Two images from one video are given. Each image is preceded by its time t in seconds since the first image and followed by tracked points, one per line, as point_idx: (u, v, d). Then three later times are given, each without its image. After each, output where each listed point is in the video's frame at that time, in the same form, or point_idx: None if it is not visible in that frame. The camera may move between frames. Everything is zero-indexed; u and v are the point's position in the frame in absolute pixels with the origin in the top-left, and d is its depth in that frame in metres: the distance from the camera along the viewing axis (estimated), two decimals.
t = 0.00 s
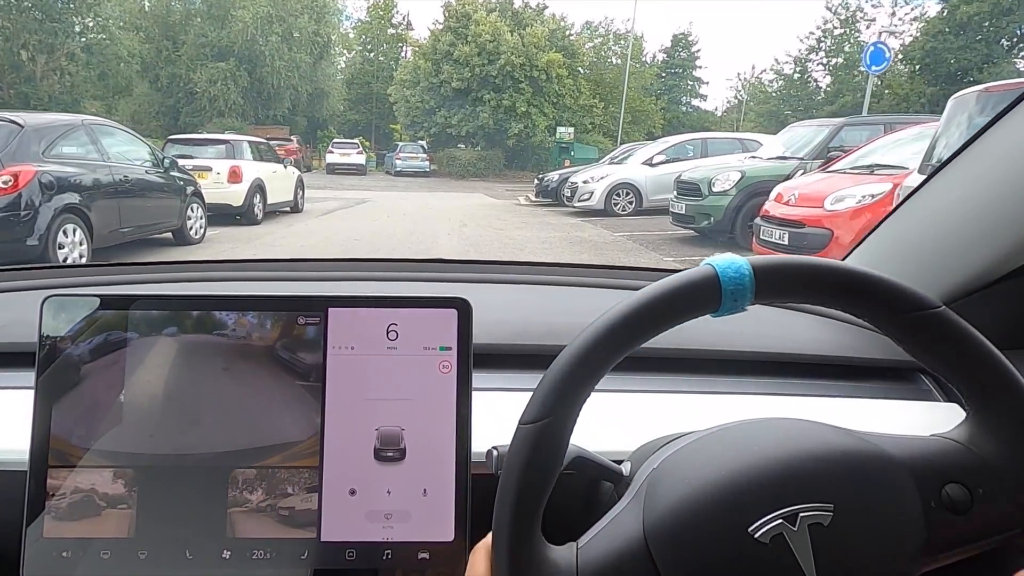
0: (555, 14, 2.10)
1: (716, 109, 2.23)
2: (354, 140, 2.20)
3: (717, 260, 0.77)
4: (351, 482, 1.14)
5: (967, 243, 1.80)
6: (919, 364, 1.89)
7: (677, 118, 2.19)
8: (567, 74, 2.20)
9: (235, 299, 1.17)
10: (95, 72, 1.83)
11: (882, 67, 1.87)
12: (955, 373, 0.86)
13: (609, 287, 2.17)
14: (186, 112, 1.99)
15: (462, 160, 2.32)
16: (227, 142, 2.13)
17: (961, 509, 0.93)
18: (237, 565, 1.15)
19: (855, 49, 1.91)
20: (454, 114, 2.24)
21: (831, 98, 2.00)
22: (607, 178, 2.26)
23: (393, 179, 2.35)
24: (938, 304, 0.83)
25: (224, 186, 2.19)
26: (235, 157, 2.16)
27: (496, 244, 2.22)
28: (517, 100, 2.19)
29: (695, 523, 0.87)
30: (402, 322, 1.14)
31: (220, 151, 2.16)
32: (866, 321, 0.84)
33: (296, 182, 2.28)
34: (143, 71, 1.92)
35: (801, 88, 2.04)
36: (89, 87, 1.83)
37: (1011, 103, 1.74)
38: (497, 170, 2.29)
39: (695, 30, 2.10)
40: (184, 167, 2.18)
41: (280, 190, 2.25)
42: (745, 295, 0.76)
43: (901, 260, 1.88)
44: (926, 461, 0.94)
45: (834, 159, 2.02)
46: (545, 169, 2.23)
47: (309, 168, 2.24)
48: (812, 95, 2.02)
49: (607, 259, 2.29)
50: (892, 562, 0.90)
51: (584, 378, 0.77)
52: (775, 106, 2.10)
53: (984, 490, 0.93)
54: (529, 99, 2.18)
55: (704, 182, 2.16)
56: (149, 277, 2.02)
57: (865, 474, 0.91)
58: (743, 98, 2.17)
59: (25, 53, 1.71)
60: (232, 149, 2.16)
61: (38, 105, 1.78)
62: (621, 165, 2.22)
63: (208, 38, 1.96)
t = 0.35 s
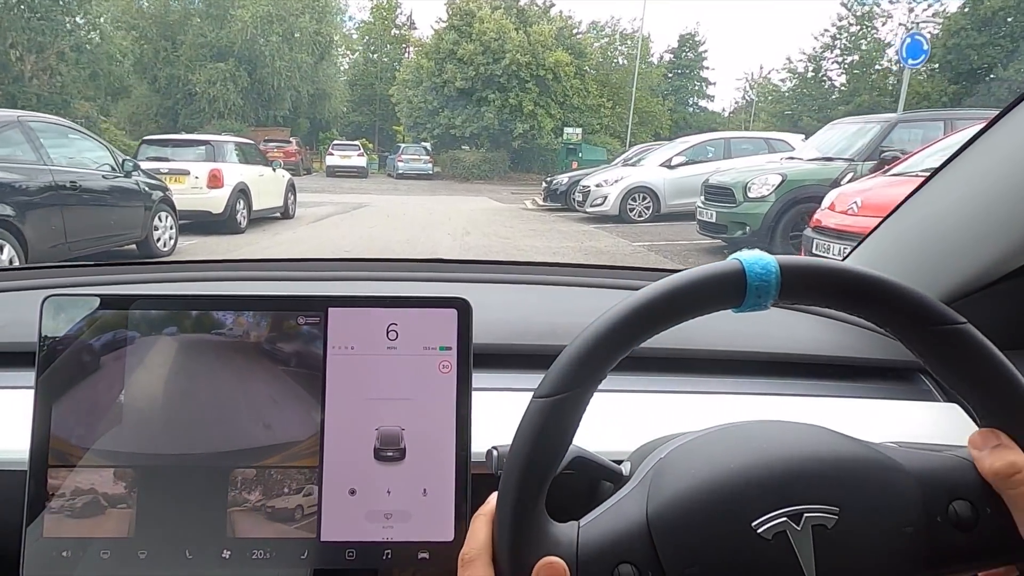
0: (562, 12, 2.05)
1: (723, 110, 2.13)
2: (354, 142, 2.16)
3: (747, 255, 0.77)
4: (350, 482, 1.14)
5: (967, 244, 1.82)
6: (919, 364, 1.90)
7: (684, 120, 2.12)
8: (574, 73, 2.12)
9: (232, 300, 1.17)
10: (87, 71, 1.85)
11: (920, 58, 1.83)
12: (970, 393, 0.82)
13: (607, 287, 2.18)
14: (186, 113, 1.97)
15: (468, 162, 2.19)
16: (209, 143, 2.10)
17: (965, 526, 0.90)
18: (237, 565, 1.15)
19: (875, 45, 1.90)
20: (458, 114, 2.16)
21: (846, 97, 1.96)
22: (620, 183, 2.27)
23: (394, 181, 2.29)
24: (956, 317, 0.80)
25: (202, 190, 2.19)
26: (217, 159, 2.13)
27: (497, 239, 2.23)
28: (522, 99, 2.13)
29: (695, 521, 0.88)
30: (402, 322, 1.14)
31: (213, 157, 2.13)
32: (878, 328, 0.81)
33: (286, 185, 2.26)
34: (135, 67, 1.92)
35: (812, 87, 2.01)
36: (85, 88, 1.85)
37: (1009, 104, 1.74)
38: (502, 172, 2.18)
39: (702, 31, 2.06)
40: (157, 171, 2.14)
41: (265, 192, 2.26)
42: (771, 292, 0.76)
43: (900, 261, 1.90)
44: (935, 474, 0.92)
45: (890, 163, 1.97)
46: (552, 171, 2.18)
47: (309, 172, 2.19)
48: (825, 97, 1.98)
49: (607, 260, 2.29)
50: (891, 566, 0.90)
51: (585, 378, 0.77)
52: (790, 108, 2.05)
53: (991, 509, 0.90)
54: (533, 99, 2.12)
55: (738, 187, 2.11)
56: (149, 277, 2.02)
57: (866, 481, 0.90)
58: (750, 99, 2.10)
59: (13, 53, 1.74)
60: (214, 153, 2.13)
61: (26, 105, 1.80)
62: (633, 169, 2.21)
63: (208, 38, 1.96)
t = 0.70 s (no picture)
0: (569, 10, 2.00)
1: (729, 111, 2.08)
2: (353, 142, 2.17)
3: (740, 255, 0.77)
4: (351, 481, 1.14)
5: (968, 244, 1.82)
6: (918, 364, 1.90)
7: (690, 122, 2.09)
8: (582, 73, 2.06)
9: (230, 300, 1.17)
10: (75, 69, 1.85)
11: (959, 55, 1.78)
12: (968, 392, 0.83)
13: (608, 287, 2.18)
14: (185, 113, 1.97)
15: (470, 163, 2.19)
16: (183, 143, 2.08)
17: (965, 523, 0.90)
18: (237, 566, 1.15)
19: (891, 45, 1.85)
20: (460, 115, 2.12)
21: (860, 98, 1.93)
22: (636, 186, 2.24)
23: (394, 184, 2.25)
24: (955, 317, 0.80)
25: (178, 195, 2.14)
26: (193, 161, 2.11)
27: (503, 243, 2.26)
28: (527, 100, 2.08)
29: (695, 515, 0.88)
30: (402, 322, 1.14)
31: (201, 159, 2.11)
32: (876, 327, 0.81)
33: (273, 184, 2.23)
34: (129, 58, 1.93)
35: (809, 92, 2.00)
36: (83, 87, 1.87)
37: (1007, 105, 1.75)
38: (506, 174, 2.17)
39: (709, 31, 1.99)
40: (126, 172, 2.08)
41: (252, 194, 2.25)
42: (765, 292, 0.76)
43: (900, 261, 1.91)
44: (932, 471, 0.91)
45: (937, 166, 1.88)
46: (558, 172, 2.16)
47: (309, 172, 2.19)
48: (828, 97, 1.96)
49: (607, 260, 2.29)
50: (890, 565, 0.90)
51: (585, 379, 0.77)
52: (805, 108, 2.00)
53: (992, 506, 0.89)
54: (540, 99, 2.07)
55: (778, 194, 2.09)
56: (149, 278, 2.02)
57: (865, 480, 0.90)
58: (757, 100, 2.04)
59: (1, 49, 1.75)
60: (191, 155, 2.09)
61: (13, 106, 1.80)
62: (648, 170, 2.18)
63: (207, 38, 1.93)
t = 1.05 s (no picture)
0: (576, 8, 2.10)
1: (736, 113, 2.10)
2: (354, 146, 2.24)
3: (742, 255, 0.77)
4: (351, 482, 1.14)
5: (966, 244, 1.82)
6: (919, 364, 1.90)
7: (697, 125, 2.11)
8: (587, 73, 2.14)
9: (231, 300, 1.17)
10: (65, 68, 1.84)
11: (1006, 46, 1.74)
12: (967, 392, 0.82)
13: (607, 286, 2.18)
14: (182, 114, 1.95)
15: (473, 165, 2.24)
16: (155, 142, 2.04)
17: (966, 523, 0.90)
18: (237, 566, 1.15)
19: (907, 45, 1.87)
20: (464, 114, 2.22)
21: (876, 97, 1.94)
22: (653, 190, 2.23)
23: (395, 187, 2.31)
24: (955, 316, 0.79)
25: (145, 199, 2.11)
26: (163, 163, 2.11)
27: (502, 242, 2.21)
28: (531, 99, 2.17)
29: (695, 514, 0.88)
30: (402, 322, 1.14)
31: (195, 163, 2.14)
32: (877, 328, 0.81)
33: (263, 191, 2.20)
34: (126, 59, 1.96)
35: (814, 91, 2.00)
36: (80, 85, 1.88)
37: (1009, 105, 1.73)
38: (510, 174, 2.24)
39: (714, 31, 2.02)
40: (90, 175, 2.02)
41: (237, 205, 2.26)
42: (768, 292, 0.76)
43: (901, 262, 1.91)
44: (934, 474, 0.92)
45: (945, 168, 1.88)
46: (565, 174, 2.21)
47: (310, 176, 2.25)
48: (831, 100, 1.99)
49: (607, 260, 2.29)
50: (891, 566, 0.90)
51: (585, 378, 0.77)
52: (816, 107, 2.01)
53: (993, 508, 0.89)
54: (546, 99, 2.15)
55: (831, 203, 2.00)
56: (148, 278, 2.03)
57: (866, 482, 0.90)
58: (764, 100, 2.07)
59: None
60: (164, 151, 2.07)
61: None
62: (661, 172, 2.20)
63: (204, 38, 1.95)
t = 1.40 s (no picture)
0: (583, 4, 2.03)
1: (743, 113, 2.10)
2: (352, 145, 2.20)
3: (749, 254, 0.77)
4: (350, 482, 1.14)
5: (966, 244, 1.82)
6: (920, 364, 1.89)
7: (703, 125, 2.09)
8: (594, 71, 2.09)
9: (232, 301, 1.17)
10: (52, 66, 1.84)
11: None
12: (966, 392, 0.82)
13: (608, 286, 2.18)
14: (179, 113, 1.97)
15: (476, 166, 2.18)
16: (120, 141, 2.01)
17: (966, 527, 0.91)
18: (237, 566, 1.15)
19: (925, 40, 1.85)
20: (467, 115, 2.14)
21: (892, 97, 1.93)
22: (672, 195, 2.25)
23: (396, 188, 2.28)
24: (954, 316, 0.79)
25: (108, 205, 2.05)
26: (129, 165, 2.07)
27: (506, 245, 2.25)
28: (539, 97, 2.09)
29: (696, 513, 0.88)
30: (402, 322, 1.14)
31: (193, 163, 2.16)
32: (877, 329, 0.81)
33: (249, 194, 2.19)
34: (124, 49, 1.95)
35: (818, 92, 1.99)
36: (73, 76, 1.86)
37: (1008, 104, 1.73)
38: (514, 174, 2.19)
39: (720, 30, 2.00)
40: (45, 178, 1.95)
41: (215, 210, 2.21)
42: (773, 292, 0.75)
43: (901, 261, 1.92)
44: (936, 478, 0.92)
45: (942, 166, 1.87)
46: (571, 175, 2.18)
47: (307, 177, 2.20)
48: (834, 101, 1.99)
49: (608, 260, 2.29)
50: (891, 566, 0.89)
51: (585, 377, 0.77)
52: (831, 107, 1.99)
53: (993, 511, 0.90)
54: (552, 97, 2.07)
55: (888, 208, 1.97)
56: (148, 278, 2.03)
57: (866, 482, 0.89)
58: (770, 100, 2.05)
59: None
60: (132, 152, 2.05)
61: None
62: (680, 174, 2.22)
63: (203, 36, 1.96)
